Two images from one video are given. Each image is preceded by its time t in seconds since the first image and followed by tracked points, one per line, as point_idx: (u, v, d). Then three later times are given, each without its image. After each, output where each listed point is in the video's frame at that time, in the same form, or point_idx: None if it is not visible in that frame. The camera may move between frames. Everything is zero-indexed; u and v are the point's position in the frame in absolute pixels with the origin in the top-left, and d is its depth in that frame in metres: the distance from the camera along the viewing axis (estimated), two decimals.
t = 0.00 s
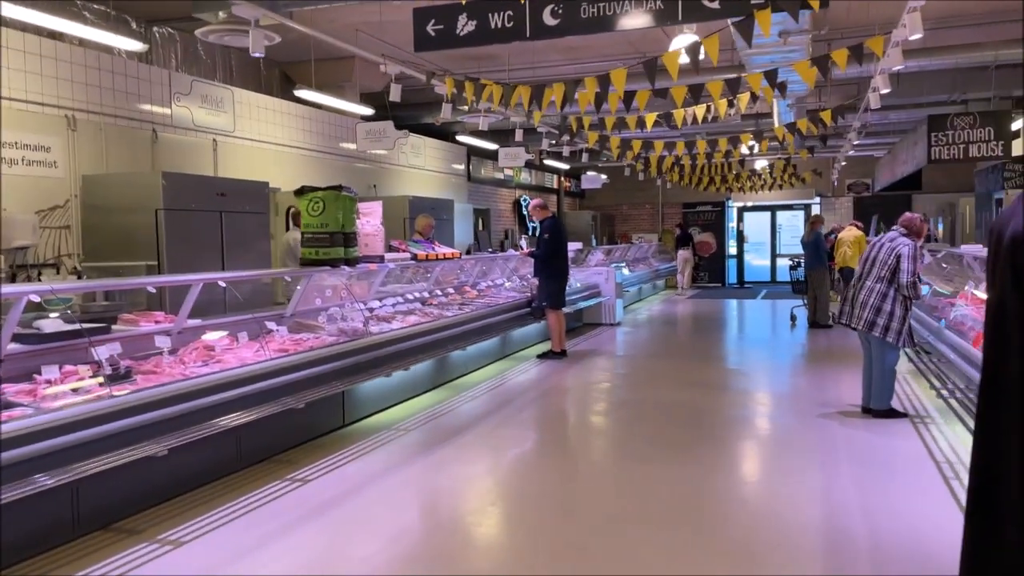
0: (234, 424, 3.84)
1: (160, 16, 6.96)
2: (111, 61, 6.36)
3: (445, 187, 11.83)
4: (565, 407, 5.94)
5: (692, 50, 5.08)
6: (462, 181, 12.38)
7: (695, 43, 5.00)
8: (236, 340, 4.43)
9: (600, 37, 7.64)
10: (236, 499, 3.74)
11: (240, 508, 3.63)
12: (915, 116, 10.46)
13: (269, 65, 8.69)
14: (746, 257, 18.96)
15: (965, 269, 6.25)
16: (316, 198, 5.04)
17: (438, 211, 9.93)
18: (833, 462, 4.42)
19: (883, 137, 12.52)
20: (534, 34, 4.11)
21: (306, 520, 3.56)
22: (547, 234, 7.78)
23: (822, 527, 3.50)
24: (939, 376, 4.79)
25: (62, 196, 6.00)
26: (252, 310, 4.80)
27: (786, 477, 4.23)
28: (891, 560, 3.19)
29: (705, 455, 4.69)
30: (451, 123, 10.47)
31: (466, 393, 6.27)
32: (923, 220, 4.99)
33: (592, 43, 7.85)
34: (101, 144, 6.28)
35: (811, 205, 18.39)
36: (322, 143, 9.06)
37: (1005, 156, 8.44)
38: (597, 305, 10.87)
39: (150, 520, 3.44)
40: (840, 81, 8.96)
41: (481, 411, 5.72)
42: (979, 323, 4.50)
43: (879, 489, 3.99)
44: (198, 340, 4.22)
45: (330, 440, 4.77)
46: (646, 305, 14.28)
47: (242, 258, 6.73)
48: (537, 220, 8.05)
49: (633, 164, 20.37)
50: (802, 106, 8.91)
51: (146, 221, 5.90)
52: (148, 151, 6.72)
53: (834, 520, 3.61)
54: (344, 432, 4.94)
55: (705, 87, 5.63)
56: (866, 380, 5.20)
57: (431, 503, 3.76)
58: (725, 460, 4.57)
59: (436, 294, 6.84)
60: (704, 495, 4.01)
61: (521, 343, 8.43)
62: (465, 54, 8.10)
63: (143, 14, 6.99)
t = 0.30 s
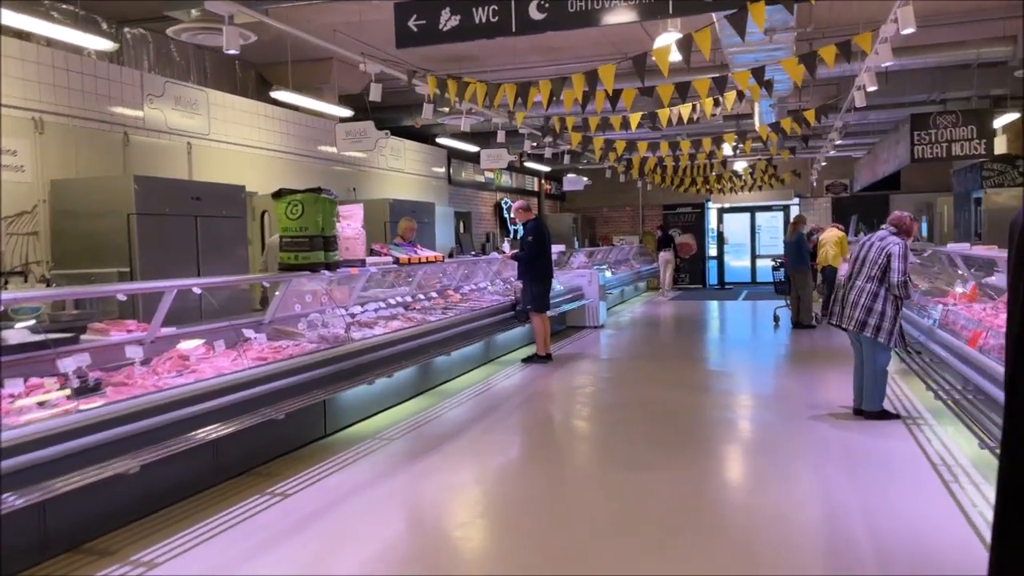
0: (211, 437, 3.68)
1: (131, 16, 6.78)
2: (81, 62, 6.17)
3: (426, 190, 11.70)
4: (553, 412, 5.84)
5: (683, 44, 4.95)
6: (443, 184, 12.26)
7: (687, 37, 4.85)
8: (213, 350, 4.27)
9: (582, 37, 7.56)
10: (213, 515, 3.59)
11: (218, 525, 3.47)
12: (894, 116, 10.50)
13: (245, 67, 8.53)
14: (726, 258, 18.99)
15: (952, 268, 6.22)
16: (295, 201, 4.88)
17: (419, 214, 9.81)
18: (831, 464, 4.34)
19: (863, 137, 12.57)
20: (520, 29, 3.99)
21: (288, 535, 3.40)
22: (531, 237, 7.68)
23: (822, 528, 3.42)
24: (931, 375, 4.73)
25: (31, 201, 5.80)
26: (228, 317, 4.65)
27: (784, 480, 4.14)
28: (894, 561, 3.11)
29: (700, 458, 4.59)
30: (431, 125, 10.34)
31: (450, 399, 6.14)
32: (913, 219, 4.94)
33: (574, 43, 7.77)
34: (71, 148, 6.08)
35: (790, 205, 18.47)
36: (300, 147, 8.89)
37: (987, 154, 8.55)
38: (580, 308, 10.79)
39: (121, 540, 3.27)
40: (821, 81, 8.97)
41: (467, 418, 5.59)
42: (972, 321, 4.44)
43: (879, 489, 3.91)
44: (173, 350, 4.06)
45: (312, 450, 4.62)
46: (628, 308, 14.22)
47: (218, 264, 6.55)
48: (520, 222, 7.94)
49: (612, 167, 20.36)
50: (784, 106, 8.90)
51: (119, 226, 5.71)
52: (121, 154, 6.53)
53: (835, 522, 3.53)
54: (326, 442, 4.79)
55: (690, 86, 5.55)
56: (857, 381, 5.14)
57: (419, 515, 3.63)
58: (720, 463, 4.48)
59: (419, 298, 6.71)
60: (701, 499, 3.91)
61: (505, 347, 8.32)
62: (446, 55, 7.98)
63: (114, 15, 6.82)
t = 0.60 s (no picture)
0: (177, 464, 3.50)
1: (95, 23, 6.56)
2: (41, 69, 5.94)
3: (400, 201, 11.55)
4: (532, 429, 5.72)
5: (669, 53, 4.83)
6: (416, 195, 12.12)
7: (673, 46, 4.79)
8: (178, 370, 4.10)
9: (559, 47, 7.49)
10: (178, 547, 3.41)
11: (184, 557, 3.29)
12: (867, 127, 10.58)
13: (214, 76, 8.34)
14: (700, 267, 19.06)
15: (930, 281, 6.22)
16: (265, 214, 4.69)
17: (393, 225, 9.65)
18: (818, 483, 4.22)
19: (835, 147, 12.66)
20: (501, 37, 3.88)
21: (255, 572, 3.19)
22: (508, 249, 7.56)
23: (815, 550, 3.28)
24: (916, 390, 4.67)
25: None
26: (195, 336, 4.48)
27: (772, 500, 4.02)
28: None
29: (685, 477, 4.47)
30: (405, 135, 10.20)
31: (427, 417, 5.99)
32: (895, 232, 4.92)
33: (550, 53, 7.69)
34: (31, 159, 5.85)
35: (763, 215, 18.60)
36: (271, 157, 8.70)
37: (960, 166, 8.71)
38: (556, 320, 10.69)
39: None
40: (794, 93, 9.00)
41: (444, 436, 5.43)
42: (960, 337, 4.40)
43: (870, 507, 3.79)
44: (136, 372, 3.87)
45: (284, 474, 4.44)
46: (604, 318, 14.17)
47: (185, 278, 6.34)
48: (497, 233, 7.83)
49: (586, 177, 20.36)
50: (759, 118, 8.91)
51: (80, 240, 5.49)
52: (84, 165, 6.30)
53: (828, 543, 3.41)
54: (298, 465, 4.60)
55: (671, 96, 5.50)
56: (840, 396, 5.08)
57: (398, 542, 3.48)
58: (705, 482, 4.35)
59: (394, 312, 6.57)
60: (688, 520, 3.79)
61: (481, 361, 8.19)
62: (420, 65, 7.86)
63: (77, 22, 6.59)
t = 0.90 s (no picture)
0: (116, 483, 3.28)
1: (31, 17, 6.25)
2: None
3: (351, 208, 11.33)
4: (487, 442, 5.59)
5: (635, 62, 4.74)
6: (368, 202, 11.90)
7: (640, 52, 4.71)
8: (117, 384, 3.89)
9: (516, 54, 7.41)
10: (115, 572, 3.20)
11: None
12: (817, 141, 10.76)
13: (158, 76, 8.05)
14: (652, 278, 19.18)
15: (881, 295, 6.29)
16: (211, 220, 4.49)
17: (344, 233, 9.43)
18: (779, 497, 4.16)
19: (785, 160, 12.86)
20: (463, 39, 3.77)
21: None
22: (463, 258, 7.44)
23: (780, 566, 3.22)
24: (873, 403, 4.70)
25: None
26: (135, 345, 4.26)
27: (732, 513, 3.97)
28: None
29: (643, 491, 4.37)
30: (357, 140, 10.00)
31: (379, 430, 5.81)
32: (851, 244, 4.94)
33: (507, 60, 7.62)
34: None
35: (714, 227, 18.83)
36: (217, 161, 8.42)
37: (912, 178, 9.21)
38: (510, 330, 10.58)
39: None
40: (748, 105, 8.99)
41: (396, 451, 5.25)
42: (919, 351, 4.42)
43: (832, 522, 3.72)
44: (72, 385, 3.65)
45: (228, 492, 4.23)
46: (557, 329, 14.11)
47: (124, 286, 6.06)
48: (452, 242, 7.69)
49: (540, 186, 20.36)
50: (714, 130, 8.97)
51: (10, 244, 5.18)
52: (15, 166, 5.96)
53: (792, 560, 3.32)
54: (241, 483, 4.37)
55: (632, 104, 5.43)
56: (797, 408, 5.07)
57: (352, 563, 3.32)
58: (665, 497, 4.27)
59: (345, 322, 6.37)
60: (648, 537, 3.67)
61: (434, 372, 8.02)
62: (375, 69, 7.70)
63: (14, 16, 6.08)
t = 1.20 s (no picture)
0: (40, 493, 3.07)
1: None
2: None
3: (290, 205, 11.08)
4: (431, 445, 5.49)
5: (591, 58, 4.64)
6: (308, 200, 11.63)
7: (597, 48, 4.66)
8: (42, 385, 3.64)
9: (464, 51, 7.33)
10: None
11: None
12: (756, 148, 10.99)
13: (87, 64, 7.70)
14: (593, 281, 19.30)
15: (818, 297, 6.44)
16: (145, 213, 4.31)
17: (283, 231, 9.21)
18: (725, 498, 4.18)
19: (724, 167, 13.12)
20: (416, 30, 3.69)
21: None
22: (407, 258, 7.33)
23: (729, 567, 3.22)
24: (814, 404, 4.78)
25: None
26: (64, 346, 3.89)
27: (680, 514, 3.98)
28: None
29: (591, 496, 4.32)
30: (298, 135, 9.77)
31: (319, 434, 5.65)
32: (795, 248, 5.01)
33: (454, 58, 7.53)
34: None
35: (653, 231, 19.09)
36: (150, 154, 8.11)
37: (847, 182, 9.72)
38: (453, 332, 10.49)
39: None
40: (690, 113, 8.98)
41: (338, 456, 5.10)
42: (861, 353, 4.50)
43: (779, 525, 3.73)
44: None
45: (160, 499, 4.04)
46: (499, 332, 14.05)
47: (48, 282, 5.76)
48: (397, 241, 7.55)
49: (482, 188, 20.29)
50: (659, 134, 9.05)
51: None
52: None
53: (744, 566, 3.29)
54: (174, 490, 4.17)
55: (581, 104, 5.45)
56: (741, 410, 5.13)
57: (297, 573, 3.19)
58: (613, 499, 4.26)
59: (286, 322, 6.17)
60: (598, 544, 3.62)
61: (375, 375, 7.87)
62: (317, 63, 7.51)
63: None
